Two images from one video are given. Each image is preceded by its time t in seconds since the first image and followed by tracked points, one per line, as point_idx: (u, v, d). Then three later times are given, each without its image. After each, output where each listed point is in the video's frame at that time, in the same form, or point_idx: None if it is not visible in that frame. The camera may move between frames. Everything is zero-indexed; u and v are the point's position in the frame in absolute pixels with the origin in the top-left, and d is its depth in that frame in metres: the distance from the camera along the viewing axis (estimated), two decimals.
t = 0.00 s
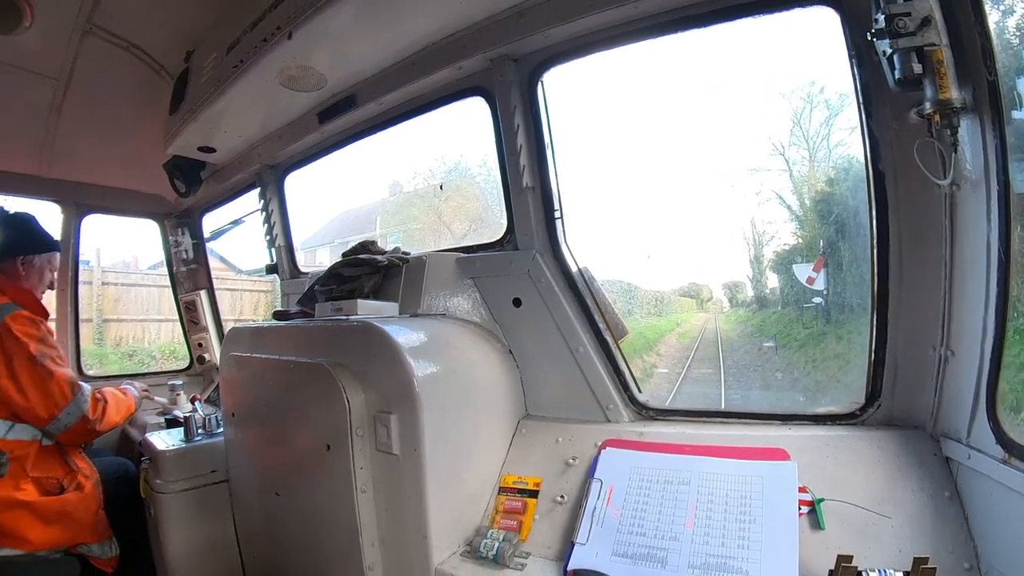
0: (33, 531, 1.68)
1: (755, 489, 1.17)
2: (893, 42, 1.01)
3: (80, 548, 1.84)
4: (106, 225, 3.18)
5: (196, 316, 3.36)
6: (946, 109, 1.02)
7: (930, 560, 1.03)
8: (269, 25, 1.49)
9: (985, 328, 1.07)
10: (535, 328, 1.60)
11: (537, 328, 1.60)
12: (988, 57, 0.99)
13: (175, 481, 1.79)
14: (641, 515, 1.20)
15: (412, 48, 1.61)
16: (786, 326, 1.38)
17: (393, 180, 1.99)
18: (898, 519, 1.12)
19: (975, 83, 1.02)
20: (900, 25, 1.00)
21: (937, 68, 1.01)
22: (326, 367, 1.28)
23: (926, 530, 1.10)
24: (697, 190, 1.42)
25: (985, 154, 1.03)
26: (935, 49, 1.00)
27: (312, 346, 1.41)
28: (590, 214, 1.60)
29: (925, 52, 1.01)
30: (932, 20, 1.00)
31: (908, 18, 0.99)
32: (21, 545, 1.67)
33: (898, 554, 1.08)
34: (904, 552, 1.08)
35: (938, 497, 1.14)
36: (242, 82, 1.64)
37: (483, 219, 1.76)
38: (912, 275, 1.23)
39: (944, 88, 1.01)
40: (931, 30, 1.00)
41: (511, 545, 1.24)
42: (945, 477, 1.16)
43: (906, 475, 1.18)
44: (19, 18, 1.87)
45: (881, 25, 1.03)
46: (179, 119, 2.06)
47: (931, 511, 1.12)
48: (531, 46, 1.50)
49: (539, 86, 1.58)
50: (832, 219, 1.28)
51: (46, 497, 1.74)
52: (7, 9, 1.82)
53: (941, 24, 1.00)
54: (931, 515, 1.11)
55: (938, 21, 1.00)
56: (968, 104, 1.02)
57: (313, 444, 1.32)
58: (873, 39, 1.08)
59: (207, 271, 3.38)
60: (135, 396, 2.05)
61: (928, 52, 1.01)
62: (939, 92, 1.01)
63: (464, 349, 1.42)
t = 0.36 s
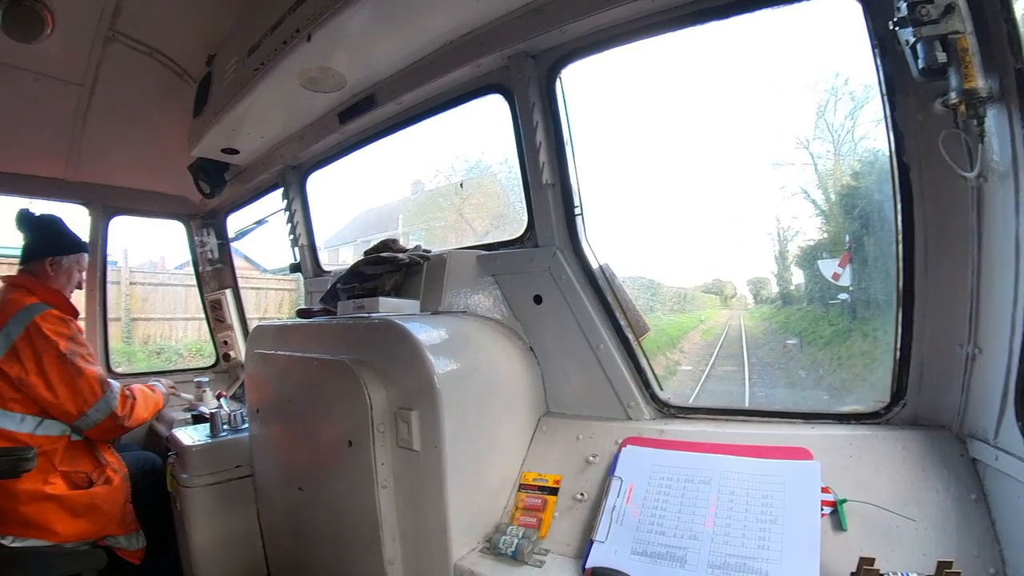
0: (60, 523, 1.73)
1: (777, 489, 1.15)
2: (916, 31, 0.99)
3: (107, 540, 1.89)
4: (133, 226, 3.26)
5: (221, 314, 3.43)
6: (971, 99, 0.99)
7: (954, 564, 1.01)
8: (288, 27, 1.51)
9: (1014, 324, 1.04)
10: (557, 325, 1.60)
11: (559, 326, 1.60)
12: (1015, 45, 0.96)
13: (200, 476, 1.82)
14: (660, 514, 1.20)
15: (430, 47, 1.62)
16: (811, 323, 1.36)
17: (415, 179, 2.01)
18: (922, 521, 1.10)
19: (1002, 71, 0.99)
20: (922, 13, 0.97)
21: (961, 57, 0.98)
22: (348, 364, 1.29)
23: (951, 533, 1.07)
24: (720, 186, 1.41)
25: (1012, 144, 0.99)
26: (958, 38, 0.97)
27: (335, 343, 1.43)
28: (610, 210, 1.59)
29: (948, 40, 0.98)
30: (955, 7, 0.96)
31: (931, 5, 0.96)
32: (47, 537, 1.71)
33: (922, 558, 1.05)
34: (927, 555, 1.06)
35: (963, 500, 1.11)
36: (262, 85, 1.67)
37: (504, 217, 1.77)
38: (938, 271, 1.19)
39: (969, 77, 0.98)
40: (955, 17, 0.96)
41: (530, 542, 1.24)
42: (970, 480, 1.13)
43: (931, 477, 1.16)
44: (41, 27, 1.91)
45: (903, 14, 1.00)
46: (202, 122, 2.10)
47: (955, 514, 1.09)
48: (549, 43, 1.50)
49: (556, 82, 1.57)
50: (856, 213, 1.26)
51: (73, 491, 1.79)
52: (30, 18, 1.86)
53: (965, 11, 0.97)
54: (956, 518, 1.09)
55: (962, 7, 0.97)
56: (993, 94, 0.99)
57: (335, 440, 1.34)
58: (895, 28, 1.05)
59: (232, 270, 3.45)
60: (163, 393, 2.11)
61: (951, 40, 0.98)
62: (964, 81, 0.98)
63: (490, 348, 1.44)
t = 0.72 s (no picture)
0: (51, 528, 1.71)
1: (777, 491, 1.14)
2: (916, 32, 0.98)
3: (99, 545, 1.87)
4: (126, 227, 3.23)
5: (215, 316, 3.41)
6: (972, 100, 0.98)
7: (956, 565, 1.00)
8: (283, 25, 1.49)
9: (1014, 326, 1.03)
10: (555, 327, 1.59)
11: (556, 327, 1.58)
12: (1015, 46, 0.95)
13: (193, 479, 1.80)
14: (660, 517, 1.19)
15: (426, 46, 1.61)
16: (806, 324, 1.36)
17: (410, 180, 2.00)
18: (923, 522, 1.09)
19: (1003, 73, 0.98)
20: (923, 14, 0.97)
21: (962, 58, 0.98)
22: (343, 367, 1.28)
23: (953, 535, 1.06)
24: (717, 186, 1.40)
25: (1012, 145, 0.99)
26: (959, 38, 0.97)
27: (330, 346, 1.41)
28: (607, 211, 1.58)
29: (949, 41, 0.97)
30: (956, 8, 0.96)
31: (932, 7, 0.96)
32: (38, 543, 1.69)
33: (924, 559, 1.04)
34: (929, 557, 1.05)
35: (963, 501, 1.10)
36: (257, 84, 1.65)
37: (499, 218, 1.76)
38: (937, 272, 1.18)
39: (970, 78, 0.97)
40: (956, 17, 0.96)
41: (529, 546, 1.23)
42: (971, 481, 1.13)
43: (932, 477, 1.15)
44: (33, 23, 1.89)
45: (904, 14, 1.00)
46: (196, 122, 2.08)
47: (957, 514, 1.09)
48: (546, 42, 1.49)
49: (553, 82, 1.56)
50: (853, 215, 1.25)
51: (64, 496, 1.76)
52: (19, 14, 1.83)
53: (966, 11, 0.96)
54: (957, 518, 1.08)
55: (963, 8, 0.96)
56: (994, 95, 0.98)
57: (330, 443, 1.32)
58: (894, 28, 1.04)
59: (225, 271, 3.41)
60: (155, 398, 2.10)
61: (952, 41, 0.97)
62: (965, 82, 0.98)
63: (486, 350, 1.43)
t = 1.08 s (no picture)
0: (48, 534, 1.69)
1: (781, 495, 1.13)
2: (921, 31, 0.98)
3: (97, 550, 1.85)
4: (123, 228, 3.22)
5: (212, 317, 3.39)
6: (978, 100, 0.98)
7: (962, 569, 0.99)
8: (282, 25, 1.48)
9: (1018, 328, 1.03)
10: (556, 329, 1.58)
11: (556, 329, 1.57)
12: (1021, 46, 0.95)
13: (190, 482, 1.79)
14: (663, 520, 1.18)
15: (427, 46, 1.60)
16: (805, 326, 1.35)
17: (409, 181, 1.99)
18: (929, 525, 1.08)
19: (1008, 73, 0.98)
20: (929, 13, 0.96)
21: (968, 57, 0.97)
22: (341, 369, 1.27)
23: (960, 538, 1.05)
24: (717, 187, 1.39)
25: (1018, 145, 0.98)
26: (964, 38, 0.96)
27: (329, 348, 1.40)
28: (608, 212, 1.57)
29: (954, 40, 0.97)
30: (962, 7, 0.96)
31: (937, 6, 0.96)
32: (35, 548, 1.67)
33: (930, 562, 1.04)
34: (935, 560, 1.03)
35: (970, 503, 1.09)
36: (256, 84, 1.65)
37: (499, 220, 1.74)
38: (941, 274, 1.18)
39: (976, 77, 0.97)
40: (961, 17, 0.96)
41: (530, 551, 1.22)
42: (977, 484, 1.12)
43: (938, 480, 1.14)
44: (31, 23, 1.88)
45: (908, 14, 0.99)
46: (194, 121, 2.07)
47: (963, 517, 1.08)
48: (548, 41, 1.48)
49: (555, 82, 1.55)
50: (854, 217, 1.25)
51: (60, 500, 1.75)
52: (17, 13, 1.83)
53: (971, 11, 0.96)
54: (963, 522, 1.07)
55: (969, 8, 0.96)
56: (999, 95, 0.97)
57: (328, 447, 1.31)
58: (899, 28, 1.04)
59: (223, 273, 3.39)
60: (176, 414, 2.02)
61: (958, 40, 0.96)
62: (970, 82, 0.97)
63: (485, 351, 1.41)
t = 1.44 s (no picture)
0: (44, 535, 1.68)
1: (781, 499, 1.12)
2: (923, 29, 0.97)
3: (91, 553, 1.84)
4: (120, 229, 3.20)
5: (208, 320, 3.35)
6: (979, 98, 0.97)
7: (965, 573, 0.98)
8: (278, 24, 1.47)
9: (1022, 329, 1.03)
10: (554, 330, 1.56)
11: (556, 331, 1.56)
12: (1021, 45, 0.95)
13: (185, 486, 1.78)
14: (662, 525, 1.17)
15: (424, 46, 1.59)
16: (804, 327, 1.34)
17: (408, 183, 1.98)
18: (931, 530, 1.07)
19: (1008, 71, 0.98)
20: (930, 11, 0.95)
21: (970, 56, 0.96)
22: (335, 372, 1.26)
23: (965, 543, 1.04)
24: (717, 187, 1.38)
25: (1019, 143, 0.98)
26: (967, 36, 0.96)
27: (323, 351, 1.39)
28: (607, 213, 1.56)
29: (956, 39, 0.96)
30: (963, 5, 0.95)
31: (939, 3, 0.95)
32: (30, 550, 1.65)
33: (932, 566, 1.03)
34: (937, 565, 1.03)
35: (973, 507, 1.09)
36: (251, 84, 1.64)
37: (497, 221, 1.74)
38: (943, 274, 1.17)
39: (978, 76, 0.96)
40: (964, 15, 0.95)
41: (527, 556, 1.22)
42: (980, 487, 1.11)
43: (940, 484, 1.13)
44: (28, 23, 1.87)
45: (911, 12, 0.99)
46: (191, 122, 2.06)
47: (965, 521, 1.07)
48: (546, 41, 1.47)
49: (553, 81, 1.54)
50: (854, 219, 1.24)
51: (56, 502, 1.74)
52: (15, 15, 1.83)
53: (973, 9, 0.95)
54: (965, 525, 1.06)
55: (970, 6, 0.95)
56: (1002, 93, 0.97)
57: (323, 451, 1.30)
58: (901, 26, 1.04)
59: (220, 274, 3.38)
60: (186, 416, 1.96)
61: (959, 38, 0.96)
62: (972, 79, 0.97)
63: (480, 352, 1.40)
